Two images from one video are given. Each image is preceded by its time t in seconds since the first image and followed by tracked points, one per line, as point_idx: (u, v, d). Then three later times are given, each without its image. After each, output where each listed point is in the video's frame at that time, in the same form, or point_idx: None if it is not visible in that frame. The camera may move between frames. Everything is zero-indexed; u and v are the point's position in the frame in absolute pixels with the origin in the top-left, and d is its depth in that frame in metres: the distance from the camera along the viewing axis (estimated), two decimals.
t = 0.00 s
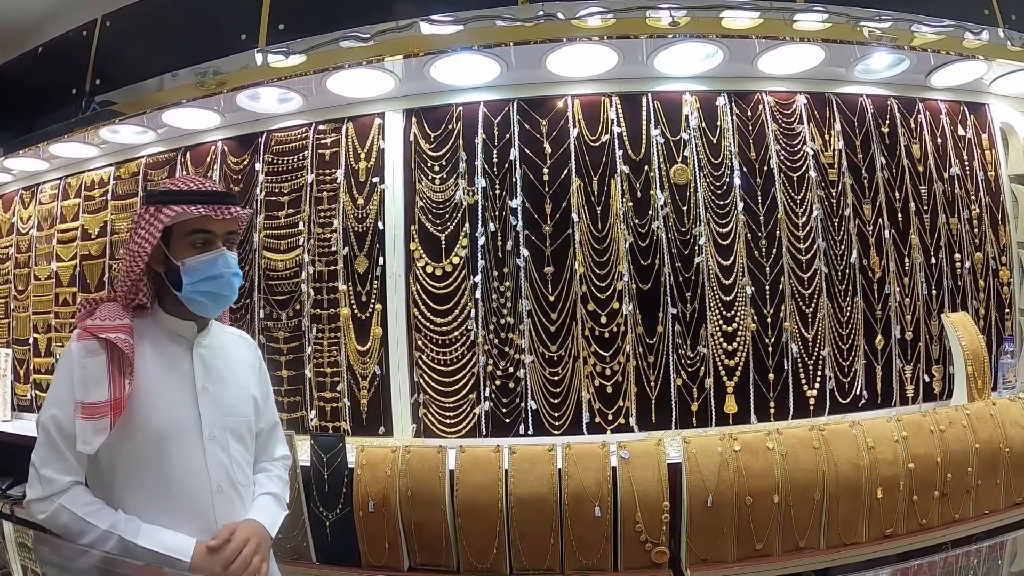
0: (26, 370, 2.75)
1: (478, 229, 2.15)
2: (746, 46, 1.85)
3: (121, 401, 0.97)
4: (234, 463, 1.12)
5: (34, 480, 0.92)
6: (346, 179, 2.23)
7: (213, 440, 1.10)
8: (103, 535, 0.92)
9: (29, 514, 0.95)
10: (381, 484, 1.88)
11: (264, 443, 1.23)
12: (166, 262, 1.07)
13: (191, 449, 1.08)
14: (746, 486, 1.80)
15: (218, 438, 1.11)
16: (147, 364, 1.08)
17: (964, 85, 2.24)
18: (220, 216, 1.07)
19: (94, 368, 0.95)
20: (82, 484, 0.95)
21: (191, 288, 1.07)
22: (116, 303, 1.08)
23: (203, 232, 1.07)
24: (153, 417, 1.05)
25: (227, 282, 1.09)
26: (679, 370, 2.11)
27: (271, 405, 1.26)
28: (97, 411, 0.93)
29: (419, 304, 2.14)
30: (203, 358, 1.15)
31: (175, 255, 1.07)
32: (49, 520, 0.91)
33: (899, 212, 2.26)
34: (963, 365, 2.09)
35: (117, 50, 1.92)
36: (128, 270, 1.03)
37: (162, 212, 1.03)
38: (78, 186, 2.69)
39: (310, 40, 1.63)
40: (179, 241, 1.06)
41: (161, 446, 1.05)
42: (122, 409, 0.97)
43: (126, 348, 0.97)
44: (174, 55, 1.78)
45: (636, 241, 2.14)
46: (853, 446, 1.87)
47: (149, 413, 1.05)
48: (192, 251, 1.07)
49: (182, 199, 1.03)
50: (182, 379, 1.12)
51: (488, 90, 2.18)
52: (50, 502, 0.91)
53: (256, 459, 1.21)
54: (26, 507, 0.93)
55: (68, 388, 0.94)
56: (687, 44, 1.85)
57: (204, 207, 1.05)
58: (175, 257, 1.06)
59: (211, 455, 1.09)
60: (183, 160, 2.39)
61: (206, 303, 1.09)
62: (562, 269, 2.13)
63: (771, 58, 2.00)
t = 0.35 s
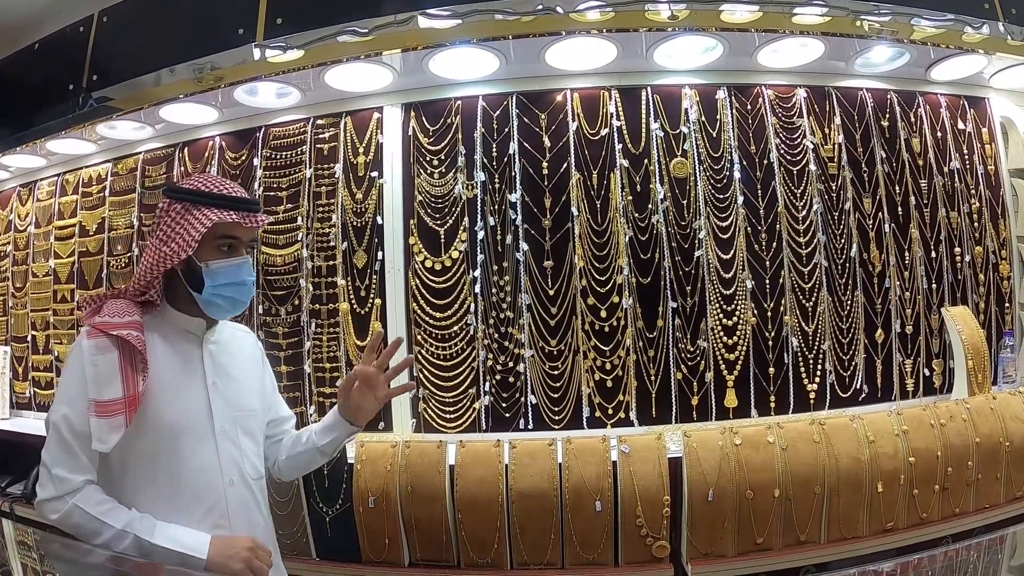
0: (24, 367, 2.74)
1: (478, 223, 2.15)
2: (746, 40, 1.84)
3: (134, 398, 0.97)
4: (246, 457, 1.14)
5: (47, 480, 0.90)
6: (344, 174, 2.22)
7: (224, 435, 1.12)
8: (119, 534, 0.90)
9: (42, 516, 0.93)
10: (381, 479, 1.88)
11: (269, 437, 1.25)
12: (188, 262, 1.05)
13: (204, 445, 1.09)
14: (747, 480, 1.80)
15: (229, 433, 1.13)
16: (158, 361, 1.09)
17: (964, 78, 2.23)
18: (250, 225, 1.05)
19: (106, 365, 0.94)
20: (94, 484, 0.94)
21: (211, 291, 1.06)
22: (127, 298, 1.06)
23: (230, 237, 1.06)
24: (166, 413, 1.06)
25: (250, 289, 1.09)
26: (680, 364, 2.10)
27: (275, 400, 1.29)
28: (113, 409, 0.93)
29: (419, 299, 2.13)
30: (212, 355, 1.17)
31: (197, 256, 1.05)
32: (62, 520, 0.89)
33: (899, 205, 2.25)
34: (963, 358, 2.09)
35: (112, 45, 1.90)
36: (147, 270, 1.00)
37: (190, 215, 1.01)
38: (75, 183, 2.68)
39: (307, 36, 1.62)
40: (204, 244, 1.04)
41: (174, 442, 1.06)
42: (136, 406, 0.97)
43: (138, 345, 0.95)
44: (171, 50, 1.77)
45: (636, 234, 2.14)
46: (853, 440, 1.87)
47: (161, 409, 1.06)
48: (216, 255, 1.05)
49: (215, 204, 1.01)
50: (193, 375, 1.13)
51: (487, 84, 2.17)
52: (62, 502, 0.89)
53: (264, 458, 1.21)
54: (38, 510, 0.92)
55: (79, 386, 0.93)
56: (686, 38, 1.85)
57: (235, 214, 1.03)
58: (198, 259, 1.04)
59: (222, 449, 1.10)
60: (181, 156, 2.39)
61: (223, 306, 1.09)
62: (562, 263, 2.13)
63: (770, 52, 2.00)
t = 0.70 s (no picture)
0: (23, 364, 2.74)
1: (479, 217, 2.14)
2: (747, 34, 1.83)
3: (150, 390, 0.94)
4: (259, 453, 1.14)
5: (57, 472, 0.85)
6: (344, 168, 2.21)
7: (239, 431, 1.11)
8: (138, 524, 0.85)
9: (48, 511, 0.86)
10: (382, 474, 1.87)
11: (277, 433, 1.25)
12: (200, 247, 1.03)
13: (220, 440, 1.08)
14: (749, 474, 1.80)
15: (244, 428, 1.12)
16: (174, 353, 1.07)
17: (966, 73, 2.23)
18: (262, 208, 1.06)
19: (122, 355, 0.91)
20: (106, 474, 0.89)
21: (225, 277, 1.05)
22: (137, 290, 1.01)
23: (241, 220, 1.05)
24: (184, 407, 1.05)
25: (263, 273, 1.09)
26: (681, 359, 2.10)
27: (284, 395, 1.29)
28: (130, 400, 0.90)
29: (420, 294, 2.13)
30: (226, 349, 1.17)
31: (208, 242, 1.03)
32: (73, 514, 0.83)
33: (901, 200, 2.25)
34: (964, 353, 2.08)
35: (111, 39, 1.89)
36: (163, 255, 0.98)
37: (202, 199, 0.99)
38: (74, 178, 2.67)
39: (304, 30, 1.59)
40: (217, 227, 1.03)
41: (190, 435, 1.04)
42: (152, 398, 0.94)
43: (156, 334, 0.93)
44: (170, 44, 1.76)
45: (637, 229, 2.13)
46: (855, 434, 1.87)
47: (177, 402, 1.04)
48: (228, 239, 1.04)
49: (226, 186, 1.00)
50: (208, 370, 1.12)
51: (488, 77, 2.17)
52: (75, 494, 0.84)
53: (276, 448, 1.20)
54: (45, 506, 0.85)
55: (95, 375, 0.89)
56: (687, 31, 1.84)
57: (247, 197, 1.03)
58: (211, 244, 1.03)
59: (237, 445, 1.10)
60: (180, 151, 2.38)
61: (238, 291, 1.08)
62: (563, 258, 2.12)
63: (771, 46, 1.99)
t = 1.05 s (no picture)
0: (23, 361, 2.74)
1: (479, 213, 2.14)
2: (748, 29, 1.83)
3: (169, 390, 0.88)
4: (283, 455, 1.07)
5: (87, 486, 0.78)
6: (344, 163, 2.21)
7: (262, 429, 1.05)
8: (194, 514, 0.81)
9: (85, 535, 0.79)
10: (382, 469, 1.88)
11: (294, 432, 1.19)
12: (195, 237, 0.98)
13: (242, 438, 1.02)
14: (749, 469, 1.80)
15: (266, 427, 1.06)
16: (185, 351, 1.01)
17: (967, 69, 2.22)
18: (259, 191, 0.99)
19: (136, 353, 0.85)
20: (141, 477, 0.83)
21: (220, 266, 0.99)
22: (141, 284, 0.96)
23: (240, 208, 0.99)
24: (203, 405, 0.98)
25: (262, 263, 1.03)
26: (682, 354, 2.10)
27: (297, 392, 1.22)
28: (152, 402, 0.84)
29: (420, 289, 2.13)
30: (240, 344, 1.10)
31: (203, 231, 0.98)
32: (117, 522, 0.77)
33: (901, 195, 2.25)
34: (965, 349, 2.08)
35: (111, 35, 1.88)
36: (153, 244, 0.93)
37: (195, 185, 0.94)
38: (74, 175, 2.67)
39: (303, 26, 1.58)
40: (212, 215, 0.98)
41: (212, 435, 0.98)
42: (172, 398, 0.88)
43: (168, 330, 0.86)
44: (171, 40, 1.75)
45: (638, 224, 2.13)
46: (855, 429, 1.87)
47: (195, 400, 0.97)
48: (227, 229, 0.99)
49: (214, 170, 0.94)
50: (224, 365, 1.06)
51: (488, 73, 2.17)
52: (118, 501, 0.77)
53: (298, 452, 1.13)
54: (82, 525, 0.78)
55: (106, 379, 0.82)
56: (688, 26, 1.84)
57: (242, 180, 0.97)
58: (207, 233, 0.98)
59: (261, 442, 1.03)
60: (181, 147, 2.37)
61: (236, 282, 1.03)
62: (563, 253, 2.12)
63: (773, 41, 1.99)
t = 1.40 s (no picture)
0: (22, 358, 2.74)
1: (476, 209, 2.14)
2: (745, 24, 1.82)
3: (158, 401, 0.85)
4: (292, 456, 1.04)
5: (82, 517, 0.75)
6: (342, 160, 2.21)
7: (266, 433, 1.02)
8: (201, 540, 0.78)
9: (90, 569, 0.75)
10: (379, 465, 1.88)
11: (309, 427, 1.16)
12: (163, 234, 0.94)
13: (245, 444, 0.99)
14: (746, 465, 1.80)
15: (270, 430, 1.03)
16: (181, 356, 0.99)
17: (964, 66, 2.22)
18: (217, 171, 0.91)
19: (119, 364, 0.82)
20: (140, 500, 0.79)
21: (187, 261, 0.94)
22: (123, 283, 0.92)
23: (199, 192, 0.93)
24: (202, 414, 0.95)
25: (230, 250, 0.96)
26: (679, 350, 2.11)
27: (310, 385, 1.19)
28: (138, 415, 0.81)
29: (417, 285, 2.13)
30: (239, 342, 1.07)
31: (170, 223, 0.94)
32: (119, 553, 0.74)
33: (898, 191, 2.25)
34: (963, 345, 2.07)
35: (107, 32, 1.88)
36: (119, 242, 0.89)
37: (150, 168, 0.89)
38: (72, 173, 2.66)
39: (301, 22, 1.59)
40: (173, 204, 0.93)
41: (211, 444, 0.95)
42: (162, 409, 0.85)
43: (154, 333, 0.84)
44: (167, 37, 1.75)
45: (635, 220, 2.13)
46: (852, 425, 1.87)
47: (192, 408, 0.95)
48: (191, 218, 0.94)
49: (168, 153, 0.88)
50: (223, 367, 1.03)
51: (485, 69, 2.16)
52: (116, 529, 0.74)
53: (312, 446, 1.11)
54: (82, 558, 0.74)
55: (90, 396, 0.79)
56: (685, 22, 1.83)
57: (196, 161, 0.89)
58: (171, 226, 0.93)
59: (266, 447, 1.01)
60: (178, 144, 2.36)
61: (210, 277, 0.97)
62: (560, 249, 2.13)
63: (770, 36, 1.98)
